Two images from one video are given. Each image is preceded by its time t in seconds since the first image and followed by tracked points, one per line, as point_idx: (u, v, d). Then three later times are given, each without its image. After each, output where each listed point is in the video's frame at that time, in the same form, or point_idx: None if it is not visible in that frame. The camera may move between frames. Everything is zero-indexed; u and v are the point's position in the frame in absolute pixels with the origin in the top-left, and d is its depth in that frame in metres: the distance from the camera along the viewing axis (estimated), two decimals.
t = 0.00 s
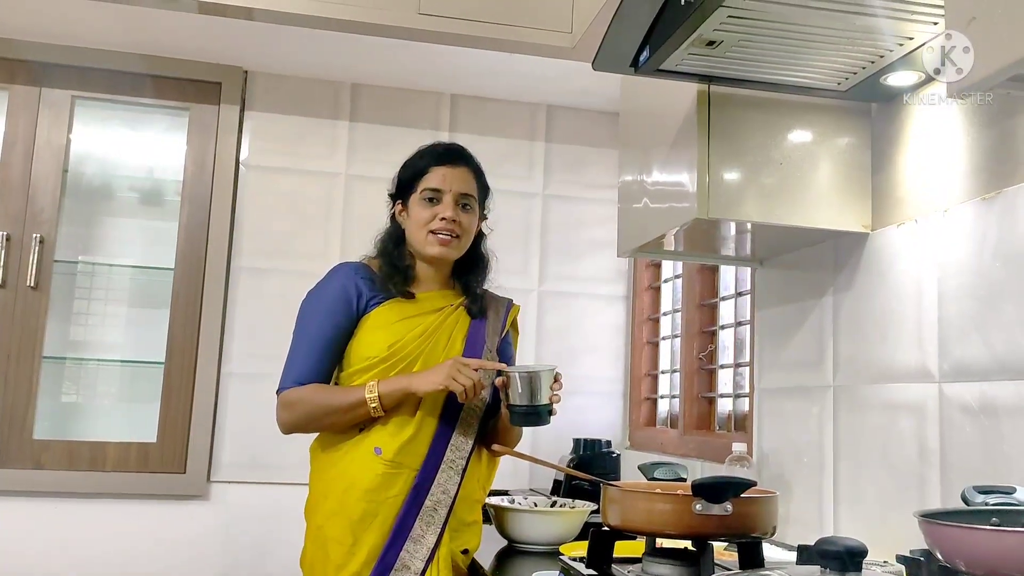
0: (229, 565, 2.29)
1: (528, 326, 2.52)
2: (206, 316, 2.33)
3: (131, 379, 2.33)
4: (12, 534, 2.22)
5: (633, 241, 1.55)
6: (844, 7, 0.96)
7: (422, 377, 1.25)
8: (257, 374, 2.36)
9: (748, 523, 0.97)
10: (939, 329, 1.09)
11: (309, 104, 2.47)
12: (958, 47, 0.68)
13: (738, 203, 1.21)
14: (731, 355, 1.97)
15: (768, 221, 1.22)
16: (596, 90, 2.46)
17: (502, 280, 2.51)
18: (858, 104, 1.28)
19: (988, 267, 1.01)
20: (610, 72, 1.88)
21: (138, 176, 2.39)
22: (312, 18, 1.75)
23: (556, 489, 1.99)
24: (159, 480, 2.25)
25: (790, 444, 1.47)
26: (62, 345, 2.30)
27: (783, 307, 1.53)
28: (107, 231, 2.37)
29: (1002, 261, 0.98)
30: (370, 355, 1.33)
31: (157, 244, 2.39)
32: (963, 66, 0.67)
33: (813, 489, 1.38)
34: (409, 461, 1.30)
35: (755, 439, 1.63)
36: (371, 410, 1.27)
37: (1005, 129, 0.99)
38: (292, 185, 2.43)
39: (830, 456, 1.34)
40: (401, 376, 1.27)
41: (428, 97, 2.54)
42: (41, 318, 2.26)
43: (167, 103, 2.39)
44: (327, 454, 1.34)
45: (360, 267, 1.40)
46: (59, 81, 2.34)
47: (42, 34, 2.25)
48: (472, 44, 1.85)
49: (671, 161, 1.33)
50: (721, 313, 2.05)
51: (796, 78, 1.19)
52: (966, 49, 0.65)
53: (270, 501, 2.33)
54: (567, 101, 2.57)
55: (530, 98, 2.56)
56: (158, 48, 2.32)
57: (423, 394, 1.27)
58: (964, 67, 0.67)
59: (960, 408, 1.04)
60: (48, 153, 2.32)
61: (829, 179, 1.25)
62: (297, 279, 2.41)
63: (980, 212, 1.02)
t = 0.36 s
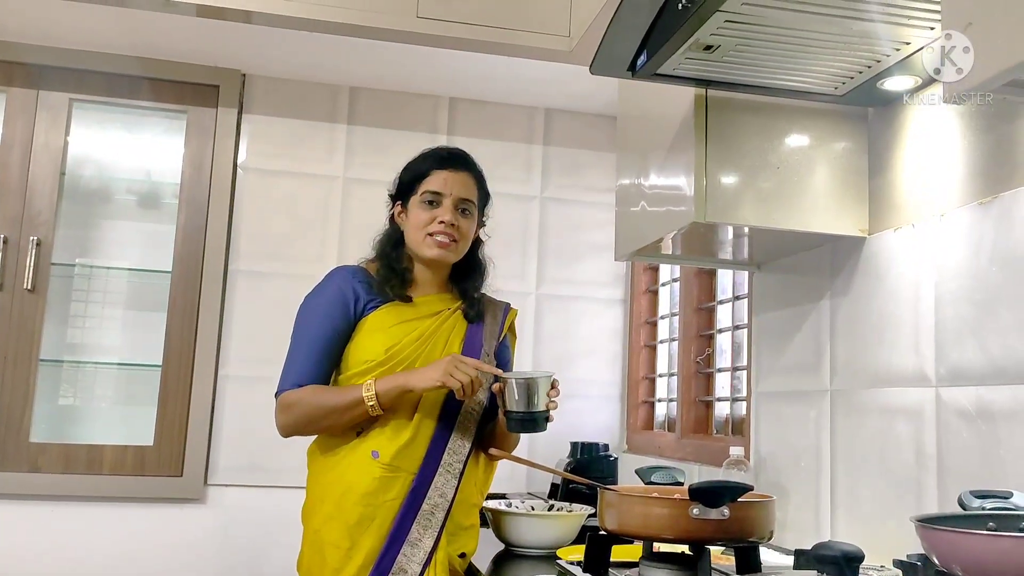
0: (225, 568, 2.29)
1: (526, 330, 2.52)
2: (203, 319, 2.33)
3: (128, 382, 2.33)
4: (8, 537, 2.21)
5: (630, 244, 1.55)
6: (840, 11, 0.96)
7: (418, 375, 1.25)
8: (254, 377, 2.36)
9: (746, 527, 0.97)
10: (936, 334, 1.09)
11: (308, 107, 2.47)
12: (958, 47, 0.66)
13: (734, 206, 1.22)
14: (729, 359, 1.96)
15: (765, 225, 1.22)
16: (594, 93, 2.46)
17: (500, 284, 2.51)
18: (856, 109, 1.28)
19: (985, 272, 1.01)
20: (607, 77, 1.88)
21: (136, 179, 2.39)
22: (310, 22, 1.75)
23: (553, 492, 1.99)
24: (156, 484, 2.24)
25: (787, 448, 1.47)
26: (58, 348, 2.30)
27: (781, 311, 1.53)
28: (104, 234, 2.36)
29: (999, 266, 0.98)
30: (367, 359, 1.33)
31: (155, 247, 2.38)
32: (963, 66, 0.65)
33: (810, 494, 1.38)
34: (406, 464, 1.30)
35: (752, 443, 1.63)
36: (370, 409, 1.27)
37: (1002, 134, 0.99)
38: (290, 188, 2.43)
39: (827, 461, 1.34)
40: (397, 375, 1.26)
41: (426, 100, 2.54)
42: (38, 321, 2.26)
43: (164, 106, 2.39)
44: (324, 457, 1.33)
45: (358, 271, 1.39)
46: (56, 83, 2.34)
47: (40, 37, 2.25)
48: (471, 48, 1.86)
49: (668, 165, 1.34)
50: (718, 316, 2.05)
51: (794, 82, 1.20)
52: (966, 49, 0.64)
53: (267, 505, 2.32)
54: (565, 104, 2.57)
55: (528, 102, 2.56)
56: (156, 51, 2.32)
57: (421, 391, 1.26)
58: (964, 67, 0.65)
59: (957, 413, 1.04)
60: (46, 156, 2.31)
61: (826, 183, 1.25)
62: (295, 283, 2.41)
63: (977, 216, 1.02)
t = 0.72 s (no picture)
0: (223, 569, 2.28)
1: (524, 331, 2.52)
2: (201, 320, 2.32)
3: (125, 382, 2.32)
4: (5, 538, 2.20)
5: (628, 245, 1.55)
6: (838, 13, 0.96)
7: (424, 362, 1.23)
8: (251, 378, 2.36)
9: (744, 528, 0.97)
10: (933, 336, 1.09)
11: (307, 108, 2.47)
12: (958, 47, 0.65)
13: (732, 208, 1.22)
14: (727, 361, 1.97)
15: (763, 226, 1.22)
16: (593, 95, 2.46)
17: (498, 285, 2.51)
18: (854, 111, 1.28)
19: (982, 274, 1.01)
20: (606, 78, 1.88)
21: (134, 180, 2.39)
22: (308, 23, 1.75)
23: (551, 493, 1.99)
24: (153, 485, 2.24)
25: (785, 449, 1.47)
26: (56, 348, 2.30)
27: (779, 312, 1.53)
28: (102, 234, 2.36)
29: (996, 268, 0.98)
30: (367, 359, 1.33)
31: (153, 248, 2.38)
32: (963, 66, 0.64)
33: (807, 495, 1.38)
34: (407, 465, 1.30)
35: (750, 444, 1.63)
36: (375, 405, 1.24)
37: (1000, 137, 0.99)
38: (288, 189, 2.43)
39: (825, 462, 1.34)
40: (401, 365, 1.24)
41: (424, 102, 2.54)
42: (36, 321, 2.26)
43: (163, 106, 2.39)
44: (324, 458, 1.33)
45: (358, 272, 1.39)
46: (55, 84, 2.33)
47: (38, 37, 2.25)
48: (469, 49, 1.86)
49: (666, 166, 1.34)
50: (716, 318, 2.05)
51: (792, 84, 1.20)
52: (966, 49, 0.64)
53: (265, 506, 2.32)
54: (564, 106, 2.57)
55: (527, 103, 2.56)
56: (155, 52, 2.32)
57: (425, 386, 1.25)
58: (964, 67, 0.64)
59: (954, 414, 1.04)
60: (44, 156, 2.31)
61: (824, 185, 1.25)
62: (293, 284, 2.41)
63: (975, 218, 1.03)
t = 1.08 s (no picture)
0: (220, 570, 2.28)
1: (521, 331, 2.52)
2: (198, 320, 2.32)
3: (122, 382, 2.32)
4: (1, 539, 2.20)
5: (626, 245, 1.55)
6: (835, 13, 0.97)
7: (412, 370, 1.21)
8: (248, 378, 2.35)
9: (742, 529, 0.97)
10: (930, 336, 1.10)
11: (304, 108, 2.46)
12: (959, 47, 0.65)
13: (730, 208, 1.22)
14: (724, 362, 1.97)
15: (760, 226, 1.22)
16: (591, 95, 2.46)
17: (496, 285, 2.52)
18: (851, 111, 1.29)
19: (980, 275, 1.01)
20: (603, 78, 1.88)
21: (131, 179, 2.39)
22: (306, 22, 1.75)
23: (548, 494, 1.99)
24: (150, 485, 2.24)
25: (782, 449, 1.47)
26: (53, 348, 2.29)
27: (776, 313, 1.53)
28: (99, 234, 2.36)
29: (993, 268, 0.99)
30: (368, 358, 1.32)
31: (150, 247, 2.38)
32: (963, 66, 0.64)
33: (805, 495, 1.38)
34: (414, 464, 1.29)
35: (747, 444, 1.63)
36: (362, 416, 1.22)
37: (998, 137, 0.99)
38: (285, 188, 2.43)
39: (823, 462, 1.34)
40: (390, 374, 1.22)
41: (421, 101, 2.54)
42: (32, 321, 2.25)
43: (160, 106, 2.38)
44: (323, 462, 1.30)
45: (350, 270, 1.37)
46: (52, 83, 2.33)
47: (35, 36, 2.25)
48: (467, 49, 1.85)
49: (664, 166, 1.34)
50: (713, 318, 2.05)
51: (789, 84, 1.20)
52: (966, 49, 0.63)
53: (262, 506, 2.32)
54: (562, 106, 2.57)
55: (524, 103, 2.56)
56: (152, 51, 2.31)
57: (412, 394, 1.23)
58: (964, 67, 0.64)
59: (951, 414, 1.04)
60: (41, 155, 2.31)
61: (820, 185, 1.25)
62: (290, 284, 2.41)
63: (972, 218, 1.03)
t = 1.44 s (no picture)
0: (213, 569, 2.27)
1: (515, 331, 2.52)
2: (191, 318, 2.31)
3: (115, 381, 2.31)
4: None
5: (620, 245, 1.55)
6: (829, 14, 0.97)
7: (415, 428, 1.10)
8: (242, 377, 2.34)
9: (735, 528, 0.97)
10: (923, 336, 1.10)
11: (298, 106, 2.46)
12: (958, 47, 0.64)
13: (724, 209, 1.22)
14: (718, 361, 1.96)
15: (754, 226, 1.23)
16: (586, 95, 2.46)
17: (490, 285, 2.51)
18: (845, 112, 1.29)
19: (972, 275, 1.01)
20: (597, 78, 1.88)
21: (124, 178, 2.38)
22: (300, 21, 1.75)
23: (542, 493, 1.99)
24: (143, 484, 2.23)
25: (775, 448, 1.48)
26: (45, 347, 2.28)
27: (768, 313, 1.54)
28: (92, 232, 2.35)
29: (985, 269, 0.99)
30: (370, 355, 1.19)
31: (143, 246, 2.37)
32: (963, 66, 0.63)
33: (798, 494, 1.39)
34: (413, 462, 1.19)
35: (741, 444, 1.63)
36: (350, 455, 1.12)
37: (990, 138, 1.00)
38: (279, 187, 2.42)
39: (816, 461, 1.34)
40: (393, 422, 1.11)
41: (416, 101, 2.53)
42: (24, 320, 2.24)
43: (153, 104, 2.37)
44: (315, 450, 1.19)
45: (349, 261, 1.24)
46: (44, 81, 2.32)
47: (27, 33, 2.23)
48: (462, 48, 1.85)
49: (658, 166, 1.34)
50: (708, 318, 2.06)
51: (784, 85, 1.20)
52: (967, 49, 0.63)
53: (256, 506, 2.31)
54: (556, 105, 2.57)
55: (519, 103, 2.56)
56: (145, 49, 2.31)
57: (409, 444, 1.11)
58: (964, 67, 0.63)
59: (944, 414, 1.04)
60: (33, 154, 2.30)
61: (814, 186, 1.26)
62: (284, 283, 2.40)
63: (965, 219, 1.03)
